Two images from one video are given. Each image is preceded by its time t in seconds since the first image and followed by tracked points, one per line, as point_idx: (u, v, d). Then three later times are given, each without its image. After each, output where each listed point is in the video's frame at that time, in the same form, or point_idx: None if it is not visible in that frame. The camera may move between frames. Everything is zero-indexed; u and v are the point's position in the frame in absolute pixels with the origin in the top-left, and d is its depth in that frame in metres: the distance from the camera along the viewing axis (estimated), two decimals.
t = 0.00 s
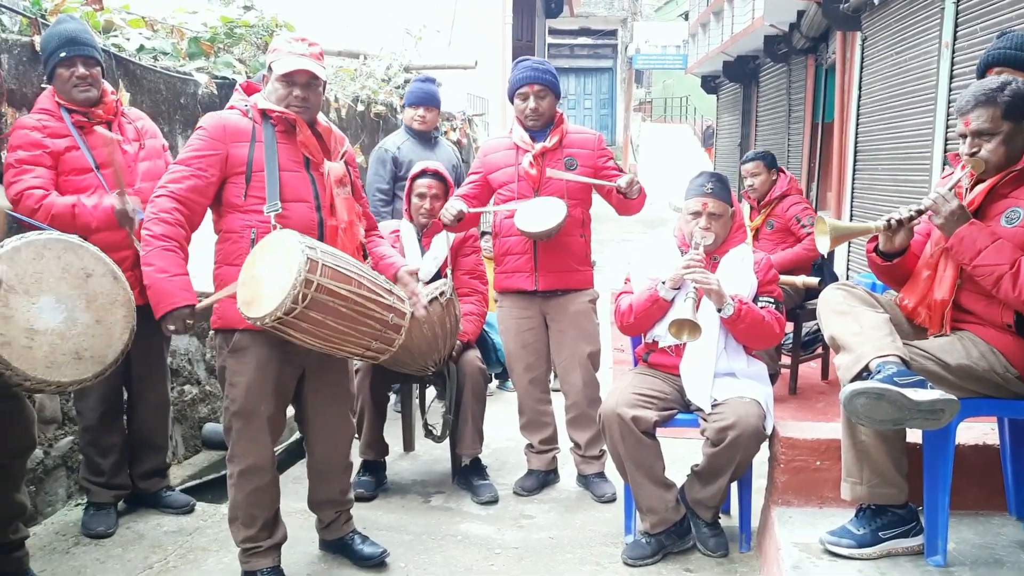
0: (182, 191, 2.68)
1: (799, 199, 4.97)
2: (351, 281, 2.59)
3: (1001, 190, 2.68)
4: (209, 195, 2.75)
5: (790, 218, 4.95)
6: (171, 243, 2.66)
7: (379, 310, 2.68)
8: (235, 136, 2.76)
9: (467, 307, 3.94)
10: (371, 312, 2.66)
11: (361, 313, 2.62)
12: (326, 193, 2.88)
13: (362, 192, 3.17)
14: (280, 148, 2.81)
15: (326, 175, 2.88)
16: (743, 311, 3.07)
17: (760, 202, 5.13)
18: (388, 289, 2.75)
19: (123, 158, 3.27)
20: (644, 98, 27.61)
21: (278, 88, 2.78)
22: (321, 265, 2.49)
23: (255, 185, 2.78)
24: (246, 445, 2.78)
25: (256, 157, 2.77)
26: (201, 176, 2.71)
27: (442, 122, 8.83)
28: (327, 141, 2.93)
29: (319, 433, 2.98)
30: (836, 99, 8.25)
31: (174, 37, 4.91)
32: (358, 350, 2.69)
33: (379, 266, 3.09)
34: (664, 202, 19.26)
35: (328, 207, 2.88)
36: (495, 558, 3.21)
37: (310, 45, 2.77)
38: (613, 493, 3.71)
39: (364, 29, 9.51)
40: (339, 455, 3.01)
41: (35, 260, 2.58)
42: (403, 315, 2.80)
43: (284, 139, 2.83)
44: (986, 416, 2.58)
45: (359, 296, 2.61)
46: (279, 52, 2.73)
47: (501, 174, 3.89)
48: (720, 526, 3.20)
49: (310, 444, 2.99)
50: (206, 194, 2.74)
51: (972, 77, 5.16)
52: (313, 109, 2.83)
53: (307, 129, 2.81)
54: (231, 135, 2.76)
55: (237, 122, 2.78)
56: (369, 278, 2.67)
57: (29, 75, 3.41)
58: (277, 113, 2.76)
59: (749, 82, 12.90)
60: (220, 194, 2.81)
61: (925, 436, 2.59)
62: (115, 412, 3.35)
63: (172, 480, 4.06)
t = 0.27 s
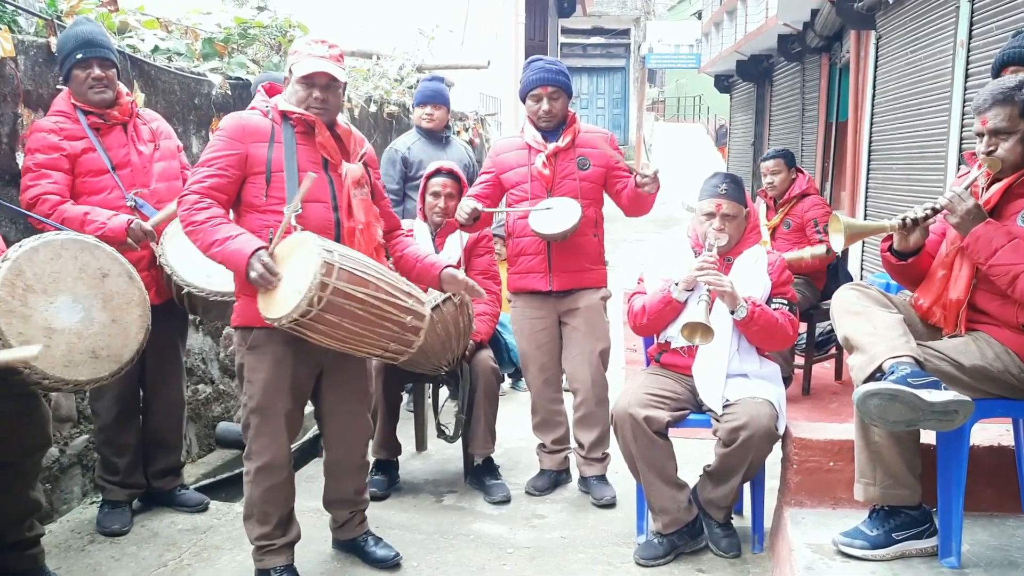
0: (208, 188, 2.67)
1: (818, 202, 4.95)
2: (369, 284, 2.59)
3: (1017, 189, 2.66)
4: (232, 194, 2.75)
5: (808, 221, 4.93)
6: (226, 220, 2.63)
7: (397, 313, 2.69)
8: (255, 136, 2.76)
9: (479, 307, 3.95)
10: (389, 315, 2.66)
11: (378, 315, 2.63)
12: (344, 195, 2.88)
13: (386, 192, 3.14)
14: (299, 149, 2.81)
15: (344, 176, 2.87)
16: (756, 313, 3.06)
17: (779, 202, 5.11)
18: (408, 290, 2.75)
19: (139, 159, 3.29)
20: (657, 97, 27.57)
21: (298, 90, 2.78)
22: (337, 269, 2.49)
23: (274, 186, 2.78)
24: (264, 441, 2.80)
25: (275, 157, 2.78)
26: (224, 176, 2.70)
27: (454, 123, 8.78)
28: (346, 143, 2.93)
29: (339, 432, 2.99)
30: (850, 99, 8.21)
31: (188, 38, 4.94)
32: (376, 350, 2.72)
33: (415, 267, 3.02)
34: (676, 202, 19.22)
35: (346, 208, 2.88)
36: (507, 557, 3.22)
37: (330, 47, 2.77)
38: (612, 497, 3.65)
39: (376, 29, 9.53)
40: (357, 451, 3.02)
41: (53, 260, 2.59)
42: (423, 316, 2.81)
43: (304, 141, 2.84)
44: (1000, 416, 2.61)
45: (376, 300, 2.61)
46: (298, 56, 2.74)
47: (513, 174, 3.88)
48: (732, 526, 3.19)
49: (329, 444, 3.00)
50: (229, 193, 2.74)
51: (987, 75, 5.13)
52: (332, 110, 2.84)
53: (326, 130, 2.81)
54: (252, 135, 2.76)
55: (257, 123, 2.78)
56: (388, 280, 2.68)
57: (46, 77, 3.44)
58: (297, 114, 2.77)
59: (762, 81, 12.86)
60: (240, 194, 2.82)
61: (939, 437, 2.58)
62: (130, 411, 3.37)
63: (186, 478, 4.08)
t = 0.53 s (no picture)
0: (231, 191, 2.74)
1: (821, 198, 4.92)
2: (391, 282, 2.60)
3: None
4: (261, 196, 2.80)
5: (806, 212, 4.89)
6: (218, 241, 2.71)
7: (421, 310, 2.70)
8: (285, 138, 2.80)
9: (491, 305, 3.95)
10: (414, 311, 2.68)
11: (402, 313, 2.64)
12: (369, 195, 2.88)
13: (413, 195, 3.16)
14: (328, 150, 2.83)
15: (371, 177, 2.88)
16: (768, 314, 3.06)
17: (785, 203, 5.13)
18: (433, 286, 2.76)
19: (155, 159, 3.33)
20: (669, 96, 27.52)
21: (329, 92, 2.81)
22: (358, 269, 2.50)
23: (301, 186, 2.80)
24: (289, 435, 2.82)
25: (304, 158, 2.80)
26: (253, 177, 2.76)
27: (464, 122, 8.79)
28: (374, 145, 2.92)
29: (363, 427, 3.01)
30: (863, 98, 8.18)
31: (202, 39, 4.97)
32: (404, 346, 2.74)
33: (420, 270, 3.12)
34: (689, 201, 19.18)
35: (371, 208, 2.87)
36: (519, 556, 3.23)
37: (362, 50, 2.79)
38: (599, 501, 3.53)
39: (389, 28, 9.56)
40: (382, 442, 3.05)
41: (72, 260, 2.63)
42: (450, 311, 2.82)
43: (333, 142, 2.85)
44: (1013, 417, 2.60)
45: (400, 297, 2.62)
46: (331, 57, 2.76)
47: (525, 175, 3.89)
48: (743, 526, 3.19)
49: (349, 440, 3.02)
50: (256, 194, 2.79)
51: (1001, 75, 5.11)
52: (362, 113, 2.86)
53: (354, 132, 2.82)
54: (281, 137, 2.80)
55: (287, 125, 2.82)
56: (411, 276, 2.68)
57: (62, 78, 3.47)
58: (326, 116, 2.80)
59: (775, 80, 12.81)
60: (270, 195, 2.85)
61: (952, 438, 2.58)
62: (145, 410, 3.40)
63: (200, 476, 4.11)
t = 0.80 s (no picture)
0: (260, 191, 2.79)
1: (826, 194, 4.88)
2: (404, 277, 2.59)
3: None
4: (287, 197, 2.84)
5: (811, 208, 4.85)
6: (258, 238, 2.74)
7: (436, 306, 2.66)
8: (308, 140, 2.85)
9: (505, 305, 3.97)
10: (427, 308, 2.65)
11: (415, 309, 2.62)
12: (388, 195, 2.87)
13: (444, 194, 3.13)
14: (349, 151, 2.86)
15: (391, 178, 2.88)
16: (783, 316, 3.06)
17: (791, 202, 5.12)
18: (449, 285, 2.73)
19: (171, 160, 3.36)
20: (684, 95, 27.44)
21: (355, 94, 2.83)
22: (370, 262, 2.52)
23: (322, 186, 2.83)
24: (307, 431, 2.84)
25: (325, 159, 2.84)
26: (278, 179, 2.80)
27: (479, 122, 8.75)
28: (397, 146, 2.91)
29: (380, 426, 3.03)
30: (879, 96, 8.13)
31: (219, 41, 5.01)
32: (417, 344, 2.71)
33: (468, 265, 3.08)
34: (703, 200, 19.13)
35: (389, 207, 2.86)
36: (533, 554, 3.24)
37: (388, 53, 2.78)
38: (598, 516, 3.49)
39: (403, 29, 9.58)
40: (397, 442, 3.06)
41: (90, 261, 2.65)
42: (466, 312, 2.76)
43: (355, 143, 2.88)
44: None
45: (412, 292, 2.61)
46: (356, 61, 2.77)
47: (540, 176, 3.89)
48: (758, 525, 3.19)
49: (367, 438, 3.04)
50: (284, 195, 2.83)
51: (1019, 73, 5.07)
52: (387, 116, 2.86)
53: (375, 133, 2.84)
54: (305, 139, 2.85)
55: (311, 127, 2.87)
56: (426, 274, 2.67)
57: (81, 80, 3.50)
58: (349, 118, 2.84)
59: (790, 78, 12.76)
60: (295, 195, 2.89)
61: (968, 438, 2.57)
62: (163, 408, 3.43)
63: (217, 474, 4.12)
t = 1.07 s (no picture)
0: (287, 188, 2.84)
1: (838, 196, 4.88)
2: (418, 273, 2.59)
3: None
4: (314, 196, 2.90)
5: (825, 212, 4.86)
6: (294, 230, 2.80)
7: (449, 301, 2.65)
8: (334, 141, 2.89)
9: (522, 305, 3.95)
10: (441, 304, 2.64)
11: (429, 304, 2.62)
12: (411, 195, 2.88)
13: (467, 196, 3.12)
14: (374, 151, 2.88)
15: (414, 177, 2.88)
16: (800, 317, 3.07)
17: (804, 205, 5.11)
18: (465, 280, 2.70)
19: (190, 162, 3.40)
20: (700, 94, 27.37)
21: (380, 97, 2.88)
22: (382, 258, 2.53)
23: (346, 186, 2.87)
24: (330, 429, 2.85)
25: (350, 159, 2.87)
26: (304, 178, 2.86)
27: (496, 122, 9.03)
28: (421, 147, 2.93)
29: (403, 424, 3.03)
30: (897, 94, 8.09)
31: (237, 43, 5.06)
32: (434, 339, 2.71)
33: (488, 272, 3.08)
34: (720, 199, 19.07)
35: (411, 207, 2.87)
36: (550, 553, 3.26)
37: (413, 56, 2.81)
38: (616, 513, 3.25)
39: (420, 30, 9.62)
40: (418, 439, 3.04)
41: (106, 263, 2.69)
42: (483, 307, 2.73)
43: (380, 144, 2.90)
44: None
45: (425, 288, 2.60)
46: (382, 63, 2.81)
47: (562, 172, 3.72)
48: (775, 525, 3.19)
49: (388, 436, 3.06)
50: (310, 195, 2.88)
51: None
52: (411, 117, 2.90)
53: (398, 134, 2.85)
54: (331, 140, 2.89)
55: (338, 129, 2.91)
56: (441, 269, 2.65)
57: (102, 83, 3.55)
58: (374, 119, 2.87)
59: (808, 76, 12.70)
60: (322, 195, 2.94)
61: (986, 438, 2.56)
62: (184, 406, 3.48)
63: (236, 472, 4.17)
